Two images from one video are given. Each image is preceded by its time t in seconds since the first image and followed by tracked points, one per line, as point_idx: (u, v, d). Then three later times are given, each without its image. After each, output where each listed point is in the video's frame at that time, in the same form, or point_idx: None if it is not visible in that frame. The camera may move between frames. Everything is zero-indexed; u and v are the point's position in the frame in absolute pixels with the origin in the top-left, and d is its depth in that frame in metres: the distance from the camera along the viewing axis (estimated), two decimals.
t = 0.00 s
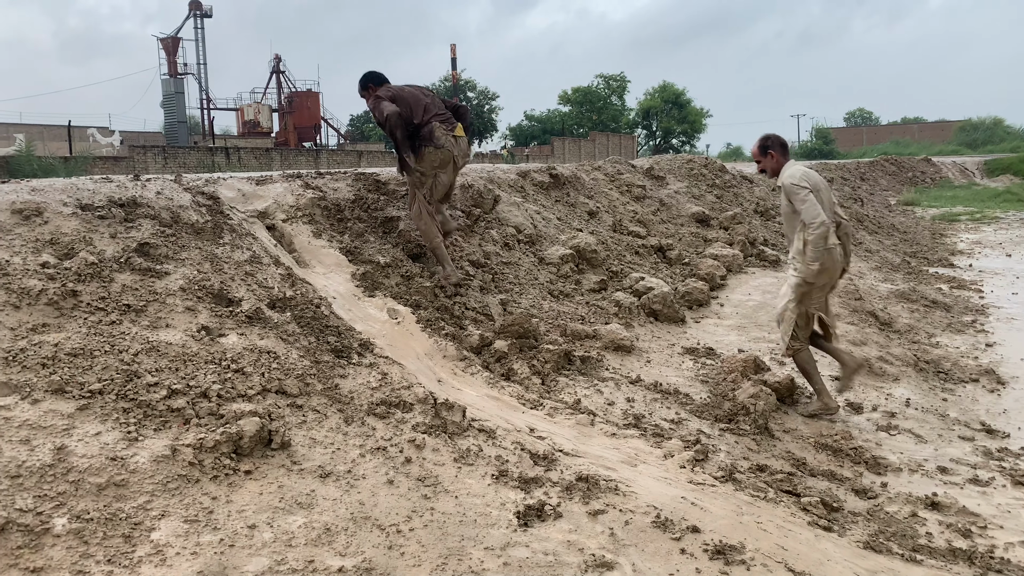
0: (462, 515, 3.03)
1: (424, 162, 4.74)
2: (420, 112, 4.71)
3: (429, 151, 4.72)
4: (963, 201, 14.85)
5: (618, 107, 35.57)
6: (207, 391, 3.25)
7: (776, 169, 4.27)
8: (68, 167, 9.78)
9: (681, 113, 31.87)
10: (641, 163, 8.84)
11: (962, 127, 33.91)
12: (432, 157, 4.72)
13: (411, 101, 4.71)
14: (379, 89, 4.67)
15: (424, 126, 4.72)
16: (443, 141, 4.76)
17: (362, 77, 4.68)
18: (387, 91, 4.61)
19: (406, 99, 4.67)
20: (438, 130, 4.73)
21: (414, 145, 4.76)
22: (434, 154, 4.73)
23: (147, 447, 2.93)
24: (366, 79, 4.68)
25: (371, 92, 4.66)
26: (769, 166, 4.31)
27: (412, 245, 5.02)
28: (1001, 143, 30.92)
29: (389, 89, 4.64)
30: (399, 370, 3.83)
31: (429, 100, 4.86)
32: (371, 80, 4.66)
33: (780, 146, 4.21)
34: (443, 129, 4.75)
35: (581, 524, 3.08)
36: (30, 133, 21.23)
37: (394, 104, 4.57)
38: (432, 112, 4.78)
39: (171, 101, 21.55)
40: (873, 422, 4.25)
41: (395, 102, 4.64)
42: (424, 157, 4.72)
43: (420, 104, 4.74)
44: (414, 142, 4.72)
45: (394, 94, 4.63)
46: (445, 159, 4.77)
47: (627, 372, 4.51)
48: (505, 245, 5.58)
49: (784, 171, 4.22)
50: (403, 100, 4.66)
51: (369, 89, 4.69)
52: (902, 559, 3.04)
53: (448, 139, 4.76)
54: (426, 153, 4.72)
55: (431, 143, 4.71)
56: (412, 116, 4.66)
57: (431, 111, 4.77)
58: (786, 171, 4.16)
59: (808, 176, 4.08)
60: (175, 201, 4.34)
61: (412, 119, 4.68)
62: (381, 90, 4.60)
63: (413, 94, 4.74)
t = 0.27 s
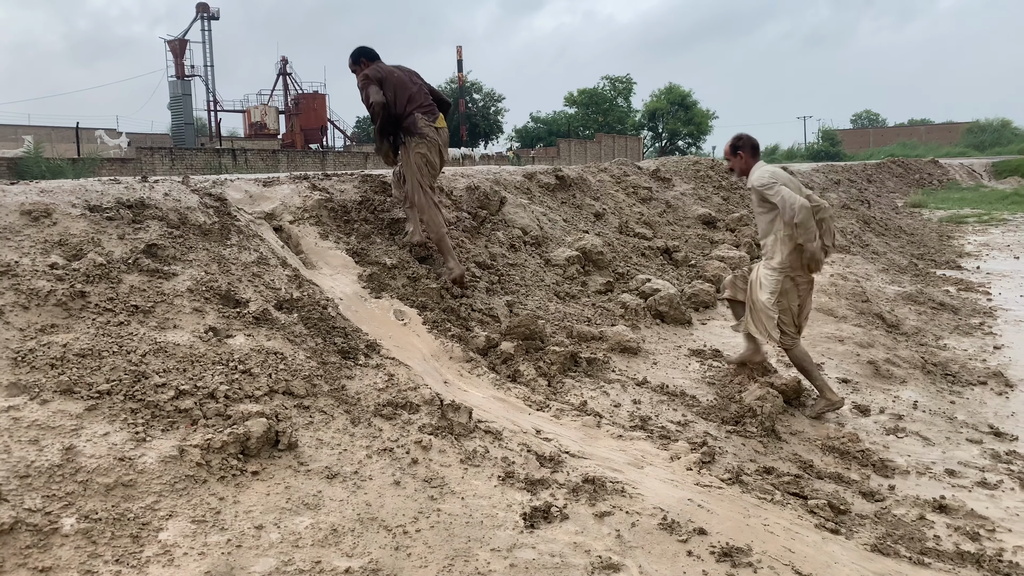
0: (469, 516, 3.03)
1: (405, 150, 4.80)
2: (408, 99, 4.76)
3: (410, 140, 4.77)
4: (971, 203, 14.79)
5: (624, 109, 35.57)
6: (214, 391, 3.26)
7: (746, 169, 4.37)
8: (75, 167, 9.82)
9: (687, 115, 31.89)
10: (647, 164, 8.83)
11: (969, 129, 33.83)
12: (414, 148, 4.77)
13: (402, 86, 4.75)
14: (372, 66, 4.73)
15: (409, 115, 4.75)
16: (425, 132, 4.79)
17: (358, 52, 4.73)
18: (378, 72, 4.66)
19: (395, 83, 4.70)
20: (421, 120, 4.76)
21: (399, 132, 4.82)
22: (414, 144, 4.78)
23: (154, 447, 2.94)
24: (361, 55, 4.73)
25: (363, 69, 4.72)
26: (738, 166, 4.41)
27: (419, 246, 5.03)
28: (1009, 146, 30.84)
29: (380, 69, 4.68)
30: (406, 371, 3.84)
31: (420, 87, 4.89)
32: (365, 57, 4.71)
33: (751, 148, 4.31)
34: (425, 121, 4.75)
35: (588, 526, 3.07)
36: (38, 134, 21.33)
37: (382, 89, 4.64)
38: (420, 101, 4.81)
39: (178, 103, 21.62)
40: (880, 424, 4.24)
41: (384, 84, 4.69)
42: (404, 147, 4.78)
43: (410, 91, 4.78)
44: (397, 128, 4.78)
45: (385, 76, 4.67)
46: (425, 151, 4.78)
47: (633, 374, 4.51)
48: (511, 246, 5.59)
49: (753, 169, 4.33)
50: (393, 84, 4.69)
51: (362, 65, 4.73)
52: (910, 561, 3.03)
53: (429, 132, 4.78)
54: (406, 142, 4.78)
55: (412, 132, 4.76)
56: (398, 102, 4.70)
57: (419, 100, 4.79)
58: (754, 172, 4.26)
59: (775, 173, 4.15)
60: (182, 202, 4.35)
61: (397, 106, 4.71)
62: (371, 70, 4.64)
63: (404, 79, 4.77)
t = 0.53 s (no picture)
0: (475, 517, 3.03)
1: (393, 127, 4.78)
2: (398, 77, 4.77)
3: (399, 117, 4.76)
4: (978, 204, 14.74)
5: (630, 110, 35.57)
6: (221, 392, 3.27)
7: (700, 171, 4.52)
8: (83, 169, 9.87)
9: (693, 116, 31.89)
10: (653, 166, 8.83)
11: (976, 129, 33.74)
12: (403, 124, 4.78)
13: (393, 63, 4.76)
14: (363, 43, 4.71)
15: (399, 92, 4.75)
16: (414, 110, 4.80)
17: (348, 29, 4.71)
18: (371, 48, 4.65)
19: (387, 59, 4.71)
20: (411, 98, 4.77)
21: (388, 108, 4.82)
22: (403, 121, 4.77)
23: (162, 448, 2.95)
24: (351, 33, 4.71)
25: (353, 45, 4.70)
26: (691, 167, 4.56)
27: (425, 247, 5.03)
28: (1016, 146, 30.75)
29: (373, 44, 4.70)
30: (412, 372, 3.85)
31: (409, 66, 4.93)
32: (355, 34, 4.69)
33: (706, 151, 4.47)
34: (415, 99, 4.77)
35: (595, 528, 3.07)
36: (45, 136, 21.44)
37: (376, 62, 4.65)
38: (409, 80, 4.82)
39: (184, 104, 21.70)
40: (887, 426, 4.23)
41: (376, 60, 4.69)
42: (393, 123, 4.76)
43: (400, 68, 4.79)
44: (386, 102, 4.77)
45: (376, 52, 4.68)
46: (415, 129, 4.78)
47: (639, 376, 4.50)
48: (517, 247, 5.59)
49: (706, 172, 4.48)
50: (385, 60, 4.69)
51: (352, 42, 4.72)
52: (917, 564, 3.02)
53: (418, 110, 4.79)
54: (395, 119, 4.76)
55: (402, 109, 4.75)
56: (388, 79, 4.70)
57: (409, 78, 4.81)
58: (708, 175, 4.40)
59: (729, 174, 4.29)
60: (189, 204, 4.37)
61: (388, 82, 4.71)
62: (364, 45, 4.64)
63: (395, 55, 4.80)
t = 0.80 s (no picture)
0: (483, 521, 3.03)
1: (381, 127, 4.89)
2: (386, 79, 4.87)
3: (387, 117, 4.87)
4: (988, 207, 14.68)
5: (637, 113, 35.57)
6: (230, 395, 3.28)
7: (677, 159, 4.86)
8: (94, 172, 9.95)
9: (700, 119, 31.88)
10: (661, 169, 8.83)
11: (985, 133, 33.61)
12: (392, 124, 4.87)
13: (381, 66, 4.87)
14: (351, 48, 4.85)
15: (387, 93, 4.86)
16: (402, 110, 4.91)
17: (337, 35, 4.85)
18: (357, 52, 4.78)
19: (374, 62, 4.82)
20: (399, 98, 4.86)
21: (377, 110, 4.93)
22: (391, 121, 4.86)
23: (171, 450, 2.97)
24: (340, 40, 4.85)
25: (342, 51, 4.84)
26: (671, 156, 4.90)
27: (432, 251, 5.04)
28: None
29: (359, 49, 4.82)
30: (419, 375, 3.85)
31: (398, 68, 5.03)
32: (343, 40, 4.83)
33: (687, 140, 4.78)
34: (402, 100, 4.85)
35: (602, 532, 3.07)
36: (55, 139, 21.58)
37: (362, 67, 4.77)
38: (398, 81, 4.92)
39: (193, 108, 21.81)
40: (896, 431, 4.21)
41: (364, 64, 4.81)
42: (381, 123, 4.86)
43: (388, 71, 4.90)
44: (375, 105, 4.89)
45: (363, 56, 4.80)
46: (403, 128, 4.86)
47: (646, 379, 4.50)
48: (524, 250, 5.60)
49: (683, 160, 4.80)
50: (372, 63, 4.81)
51: (341, 48, 4.85)
52: (926, 569, 3.01)
53: (406, 110, 4.88)
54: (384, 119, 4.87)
55: (391, 109, 4.85)
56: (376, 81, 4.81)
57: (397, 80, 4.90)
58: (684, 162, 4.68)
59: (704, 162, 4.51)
60: (198, 207, 4.39)
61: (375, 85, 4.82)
62: (351, 51, 4.77)
63: (382, 59, 4.91)
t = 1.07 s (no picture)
0: (493, 528, 3.04)
1: (380, 117, 4.92)
2: (382, 69, 4.94)
3: (386, 106, 4.91)
4: (1001, 215, 14.59)
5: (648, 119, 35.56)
6: (242, 400, 3.30)
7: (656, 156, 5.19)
8: (107, 177, 10.05)
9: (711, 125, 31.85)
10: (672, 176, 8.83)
11: (998, 140, 33.45)
12: (391, 112, 4.91)
13: (377, 58, 4.94)
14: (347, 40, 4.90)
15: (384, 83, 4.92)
16: (399, 99, 4.96)
17: (332, 28, 4.92)
18: (355, 42, 4.83)
19: (371, 53, 4.89)
20: (395, 88, 4.94)
21: (375, 100, 4.96)
22: (391, 109, 4.92)
23: (184, 455, 2.98)
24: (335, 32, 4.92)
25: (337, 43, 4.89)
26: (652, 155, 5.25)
27: (443, 256, 5.06)
28: None
29: (355, 39, 4.86)
30: (430, 381, 3.86)
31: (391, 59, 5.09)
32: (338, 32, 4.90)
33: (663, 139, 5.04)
34: (398, 89, 4.93)
35: (612, 539, 3.07)
36: (69, 143, 21.76)
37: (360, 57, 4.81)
38: (393, 73, 5.00)
39: (204, 112, 21.96)
40: (908, 440, 4.20)
41: (361, 54, 4.86)
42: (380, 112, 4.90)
43: (384, 62, 4.97)
44: (373, 94, 4.92)
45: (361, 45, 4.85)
46: (401, 116, 4.93)
47: (657, 387, 4.50)
48: (534, 257, 5.62)
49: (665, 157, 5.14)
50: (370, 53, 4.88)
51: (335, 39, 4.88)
52: None
53: (404, 98, 4.95)
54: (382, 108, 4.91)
55: (390, 98, 4.91)
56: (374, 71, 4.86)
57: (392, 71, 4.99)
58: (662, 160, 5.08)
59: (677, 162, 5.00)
60: (212, 212, 4.42)
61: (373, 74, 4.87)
62: (348, 40, 4.82)
63: (377, 49, 4.96)
